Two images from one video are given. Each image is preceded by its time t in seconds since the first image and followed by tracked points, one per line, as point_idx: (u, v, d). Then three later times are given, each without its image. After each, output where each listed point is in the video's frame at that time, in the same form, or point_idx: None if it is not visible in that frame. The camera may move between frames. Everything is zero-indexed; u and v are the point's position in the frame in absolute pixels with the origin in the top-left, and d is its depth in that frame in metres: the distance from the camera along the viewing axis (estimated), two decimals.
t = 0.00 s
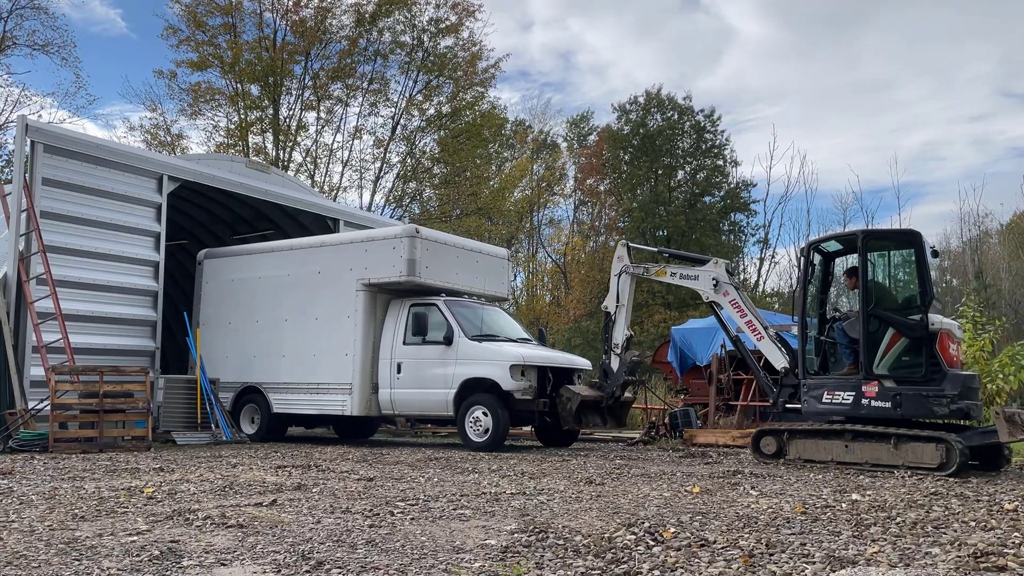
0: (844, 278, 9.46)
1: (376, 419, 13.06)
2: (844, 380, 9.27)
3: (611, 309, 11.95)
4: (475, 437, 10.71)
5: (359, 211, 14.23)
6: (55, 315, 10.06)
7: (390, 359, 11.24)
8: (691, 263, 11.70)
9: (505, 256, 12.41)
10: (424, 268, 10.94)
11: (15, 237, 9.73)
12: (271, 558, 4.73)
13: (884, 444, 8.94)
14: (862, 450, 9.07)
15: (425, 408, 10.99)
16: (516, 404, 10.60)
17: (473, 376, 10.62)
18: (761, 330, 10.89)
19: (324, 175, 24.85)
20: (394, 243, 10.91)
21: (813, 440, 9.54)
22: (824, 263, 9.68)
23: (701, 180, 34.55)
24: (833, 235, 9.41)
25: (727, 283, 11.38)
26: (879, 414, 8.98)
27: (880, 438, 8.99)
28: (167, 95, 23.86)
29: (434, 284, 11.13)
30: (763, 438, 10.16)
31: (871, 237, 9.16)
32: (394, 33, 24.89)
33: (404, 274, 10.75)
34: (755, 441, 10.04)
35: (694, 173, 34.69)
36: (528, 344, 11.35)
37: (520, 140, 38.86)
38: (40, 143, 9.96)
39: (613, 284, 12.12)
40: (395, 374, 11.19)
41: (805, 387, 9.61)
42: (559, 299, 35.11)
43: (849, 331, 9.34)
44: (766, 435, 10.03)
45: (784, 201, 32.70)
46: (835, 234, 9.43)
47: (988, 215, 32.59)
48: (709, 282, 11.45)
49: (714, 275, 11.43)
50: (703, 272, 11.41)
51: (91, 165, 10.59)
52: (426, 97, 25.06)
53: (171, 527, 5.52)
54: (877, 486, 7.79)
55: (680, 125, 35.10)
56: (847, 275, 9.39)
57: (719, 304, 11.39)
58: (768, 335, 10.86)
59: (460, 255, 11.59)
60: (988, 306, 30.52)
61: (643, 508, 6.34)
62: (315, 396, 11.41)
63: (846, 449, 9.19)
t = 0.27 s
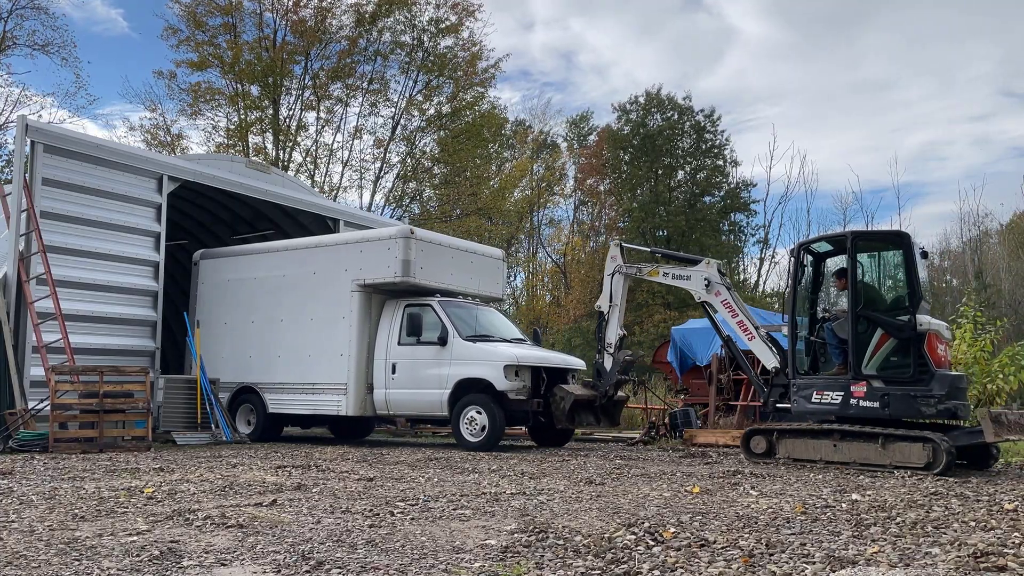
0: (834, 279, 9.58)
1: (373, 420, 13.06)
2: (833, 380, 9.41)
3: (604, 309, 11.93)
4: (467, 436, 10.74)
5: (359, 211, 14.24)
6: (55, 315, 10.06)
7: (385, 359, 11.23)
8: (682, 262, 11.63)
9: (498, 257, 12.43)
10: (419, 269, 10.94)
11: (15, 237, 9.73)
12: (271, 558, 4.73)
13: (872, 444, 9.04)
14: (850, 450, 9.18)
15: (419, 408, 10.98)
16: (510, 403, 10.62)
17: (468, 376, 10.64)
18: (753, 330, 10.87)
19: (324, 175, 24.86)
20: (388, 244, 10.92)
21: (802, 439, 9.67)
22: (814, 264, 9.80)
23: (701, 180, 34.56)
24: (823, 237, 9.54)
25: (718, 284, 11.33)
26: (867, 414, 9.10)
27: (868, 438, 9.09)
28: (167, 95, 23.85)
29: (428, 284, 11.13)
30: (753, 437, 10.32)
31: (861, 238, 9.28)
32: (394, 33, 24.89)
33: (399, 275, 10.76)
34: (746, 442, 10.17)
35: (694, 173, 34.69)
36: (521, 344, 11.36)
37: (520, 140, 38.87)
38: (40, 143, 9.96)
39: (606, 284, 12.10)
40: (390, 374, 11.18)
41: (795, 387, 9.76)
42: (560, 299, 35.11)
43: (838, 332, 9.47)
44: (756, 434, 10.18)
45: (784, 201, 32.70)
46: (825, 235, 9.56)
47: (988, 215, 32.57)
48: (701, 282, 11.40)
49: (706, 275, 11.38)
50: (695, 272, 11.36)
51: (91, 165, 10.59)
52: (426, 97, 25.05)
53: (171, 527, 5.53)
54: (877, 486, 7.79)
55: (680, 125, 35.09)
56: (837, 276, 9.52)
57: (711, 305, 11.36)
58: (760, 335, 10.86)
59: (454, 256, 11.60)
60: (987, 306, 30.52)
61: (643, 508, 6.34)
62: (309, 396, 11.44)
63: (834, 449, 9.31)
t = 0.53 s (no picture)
0: (826, 279, 9.64)
1: (368, 420, 13.05)
2: (824, 381, 9.47)
3: (599, 309, 12.01)
4: (461, 436, 10.74)
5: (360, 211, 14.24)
6: (55, 315, 10.06)
7: (380, 360, 11.24)
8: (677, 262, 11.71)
9: (494, 258, 12.40)
10: (414, 270, 10.96)
11: (15, 237, 9.74)
12: (271, 558, 4.73)
13: (862, 443, 9.12)
14: (840, 450, 9.26)
15: (414, 408, 11.01)
16: (504, 403, 10.66)
17: (462, 376, 10.66)
18: (745, 330, 10.94)
19: (324, 175, 24.86)
20: (384, 245, 10.93)
21: (793, 439, 9.74)
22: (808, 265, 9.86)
23: (702, 180, 34.57)
24: (815, 237, 9.61)
25: (712, 284, 11.39)
26: (857, 413, 9.15)
27: (858, 438, 9.17)
28: (167, 95, 23.85)
29: (424, 285, 11.14)
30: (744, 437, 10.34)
31: (852, 239, 9.34)
32: (394, 33, 24.90)
33: (394, 276, 10.78)
34: (737, 441, 10.23)
35: (694, 173, 34.70)
36: (517, 345, 11.38)
37: (520, 140, 38.86)
38: (40, 143, 9.96)
39: (602, 284, 12.19)
40: (385, 374, 11.20)
41: (786, 387, 9.82)
42: (560, 299, 35.10)
43: (829, 332, 9.52)
44: (748, 434, 10.22)
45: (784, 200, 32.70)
46: (817, 236, 9.62)
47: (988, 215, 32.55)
48: (695, 283, 11.46)
49: (699, 275, 11.44)
50: (688, 272, 11.43)
51: (91, 165, 10.59)
52: (426, 97, 25.05)
53: (171, 527, 5.53)
54: (877, 486, 7.79)
55: (680, 125, 35.09)
56: (829, 276, 9.58)
57: (704, 305, 11.42)
58: (752, 336, 10.92)
59: (450, 257, 11.61)
60: (987, 306, 30.53)
61: (643, 508, 6.34)
62: (305, 396, 11.46)
63: (825, 448, 9.37)
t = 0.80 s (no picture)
0: (814, 280, 9.77)
1: (362, 420, 13.08)
2: (812, 380, 9.59)
3: (591, 309, 12.16)
4: (455, 436, 10.79)
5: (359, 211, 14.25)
6: (55, 315, 10.06)
7: (373, 360, 11.25)
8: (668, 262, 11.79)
9: (486, 257, 12.40)
10: (408, 270, 10.99)
11: (15, 237, 9.74)
12: (271, 558, 4.73)
13: (849, 442, 9.24)
14: (828, 449, 9.38)
15: (407, 408, 11.03)
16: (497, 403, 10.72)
17: (455, 376, 10.69)
18: (736, 331, 11.06)
19: (324, 175, 24.84)
20: (377, 245, 10.96)
21: (782, 438, 9.86)
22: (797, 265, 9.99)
23: (702, 180, 34.60)
24: (804, 238, 9.74)
25: (703, 284, 11.46)
26: (845, 413, 9.27)
27: (845, 437, 9.29)
28: (168, 95, 23.85)
29: (417, 286, 11.17)
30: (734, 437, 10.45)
31: (840, 240, 9.48)
32: (394, 33, 24.89)
33: (388, 277, 10.80)
34: (727, 441, 10.33)
35: (694, 173, 34.71)
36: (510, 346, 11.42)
37: (520, 140, 38.84)
38: (40, 143, 9.96)
39: (594, 284, 12.33)
40: (378, 375, 11.21)
41: (775, 387, 9.91)
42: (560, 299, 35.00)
43: (818, 333, 9.65)
44: (736, 434, 10.32)
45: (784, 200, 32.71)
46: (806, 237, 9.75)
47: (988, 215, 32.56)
48: (686, 283, 11.54)
49: (690, 275, 11.53)
50: (679, 273, 11.50)
51: (91, 165, 10.59)
52: (426, 97, 25.05)
53: (171, 527, 5.53)
54: (878, 486, 7.78)
55: (680, 125, 35.11)
56: (817, 277, 9.71)
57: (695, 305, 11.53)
58: (743, 336, 11.04)
59: (443, 257, 11.66)
60: (987, 306, 30.54)
61: (643, 508, 6.34)
62: (300, 395, 11.48)
63: (813, 447, 9.50)
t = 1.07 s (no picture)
0: (801, 281, 9.88)
1: (356, 420, 13.14)
2: (797, 380, 9.68)
3: (581, 308, 12.09)
4: (447, 437, 10.85)
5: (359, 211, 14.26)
6: (55, 315, 10.07)
7: (365, 359, 11.33)
8: (657, 263, 11.90)
9: (479, 258, 12.55)
10: (399, 271, 11.09)
11: (15, 237, 9.74)
12: (271, 558, 4.73)
13: (834, 441, 9.35)
14: (813, 448, 9.49)
15: (399, 408, 11.13)
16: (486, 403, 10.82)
17: (446, 376, 10.77)
18: (724, 330, 11.24)
19: (324, 175, 24.84)
20: (369, 246, 11.04)
21: (768, 438, 9.96)
22: (784, 266, 10.10)
23: (702, 180, 34.63)
24: (792, 239, 9.85)
25: (691, 284, 11.61)
26: (831, 413, 9.35)
27: (830, 436, 9.41)
28: (168, 95, 23.85)
29: (408, 286, 11.26)
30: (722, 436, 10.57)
31: (826, 242, 9.60)
32: (394, 33, 24.89)
33: (380, 277, 10.90)
34: (714, 440, 10.44)
35: (694, 173, 34.73)
36: (501, 345, 11.52)
37: (520, 140, 38.83)
38: (40, 143, 9.96)
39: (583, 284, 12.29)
40: (370, 374, 11.29)
41: (762, 387, 9.98)
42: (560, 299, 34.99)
43: (804, 334, 9.75)
44: (723, 433, 10.43)
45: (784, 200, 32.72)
46: (793, 238, 9.87)
47: (988, 215, 32.56)
48: (675, 283, 11.68)
49: (679, 275, 11.68)
50: (669, 274, 11.65)
51: (92, 165, 10.59)
52: (426, 97, 25.06)
53: (171, 527, 5.53)
54: (877, 486, 7.78)
55: (680, 125, 35.13)
56: (804, 278, 9.82)
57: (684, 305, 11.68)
58: (731, 336, 11.23)
59: (435, 258, 11.76)
60: (986, 306, 30.57)
61: (643, 508, 6.34)
62: (294, 395, 11.53)
63: (799, 446, 9.61)
